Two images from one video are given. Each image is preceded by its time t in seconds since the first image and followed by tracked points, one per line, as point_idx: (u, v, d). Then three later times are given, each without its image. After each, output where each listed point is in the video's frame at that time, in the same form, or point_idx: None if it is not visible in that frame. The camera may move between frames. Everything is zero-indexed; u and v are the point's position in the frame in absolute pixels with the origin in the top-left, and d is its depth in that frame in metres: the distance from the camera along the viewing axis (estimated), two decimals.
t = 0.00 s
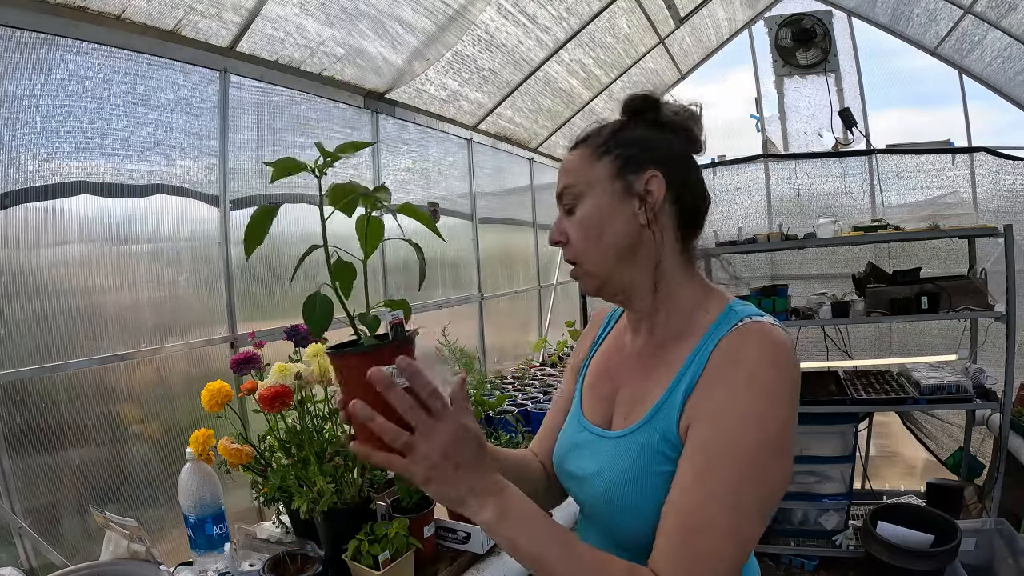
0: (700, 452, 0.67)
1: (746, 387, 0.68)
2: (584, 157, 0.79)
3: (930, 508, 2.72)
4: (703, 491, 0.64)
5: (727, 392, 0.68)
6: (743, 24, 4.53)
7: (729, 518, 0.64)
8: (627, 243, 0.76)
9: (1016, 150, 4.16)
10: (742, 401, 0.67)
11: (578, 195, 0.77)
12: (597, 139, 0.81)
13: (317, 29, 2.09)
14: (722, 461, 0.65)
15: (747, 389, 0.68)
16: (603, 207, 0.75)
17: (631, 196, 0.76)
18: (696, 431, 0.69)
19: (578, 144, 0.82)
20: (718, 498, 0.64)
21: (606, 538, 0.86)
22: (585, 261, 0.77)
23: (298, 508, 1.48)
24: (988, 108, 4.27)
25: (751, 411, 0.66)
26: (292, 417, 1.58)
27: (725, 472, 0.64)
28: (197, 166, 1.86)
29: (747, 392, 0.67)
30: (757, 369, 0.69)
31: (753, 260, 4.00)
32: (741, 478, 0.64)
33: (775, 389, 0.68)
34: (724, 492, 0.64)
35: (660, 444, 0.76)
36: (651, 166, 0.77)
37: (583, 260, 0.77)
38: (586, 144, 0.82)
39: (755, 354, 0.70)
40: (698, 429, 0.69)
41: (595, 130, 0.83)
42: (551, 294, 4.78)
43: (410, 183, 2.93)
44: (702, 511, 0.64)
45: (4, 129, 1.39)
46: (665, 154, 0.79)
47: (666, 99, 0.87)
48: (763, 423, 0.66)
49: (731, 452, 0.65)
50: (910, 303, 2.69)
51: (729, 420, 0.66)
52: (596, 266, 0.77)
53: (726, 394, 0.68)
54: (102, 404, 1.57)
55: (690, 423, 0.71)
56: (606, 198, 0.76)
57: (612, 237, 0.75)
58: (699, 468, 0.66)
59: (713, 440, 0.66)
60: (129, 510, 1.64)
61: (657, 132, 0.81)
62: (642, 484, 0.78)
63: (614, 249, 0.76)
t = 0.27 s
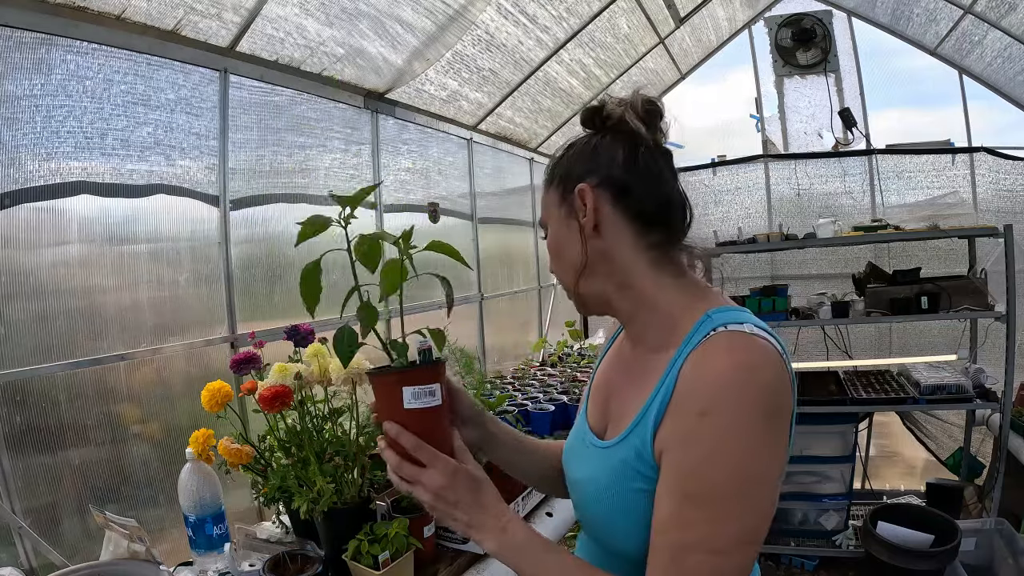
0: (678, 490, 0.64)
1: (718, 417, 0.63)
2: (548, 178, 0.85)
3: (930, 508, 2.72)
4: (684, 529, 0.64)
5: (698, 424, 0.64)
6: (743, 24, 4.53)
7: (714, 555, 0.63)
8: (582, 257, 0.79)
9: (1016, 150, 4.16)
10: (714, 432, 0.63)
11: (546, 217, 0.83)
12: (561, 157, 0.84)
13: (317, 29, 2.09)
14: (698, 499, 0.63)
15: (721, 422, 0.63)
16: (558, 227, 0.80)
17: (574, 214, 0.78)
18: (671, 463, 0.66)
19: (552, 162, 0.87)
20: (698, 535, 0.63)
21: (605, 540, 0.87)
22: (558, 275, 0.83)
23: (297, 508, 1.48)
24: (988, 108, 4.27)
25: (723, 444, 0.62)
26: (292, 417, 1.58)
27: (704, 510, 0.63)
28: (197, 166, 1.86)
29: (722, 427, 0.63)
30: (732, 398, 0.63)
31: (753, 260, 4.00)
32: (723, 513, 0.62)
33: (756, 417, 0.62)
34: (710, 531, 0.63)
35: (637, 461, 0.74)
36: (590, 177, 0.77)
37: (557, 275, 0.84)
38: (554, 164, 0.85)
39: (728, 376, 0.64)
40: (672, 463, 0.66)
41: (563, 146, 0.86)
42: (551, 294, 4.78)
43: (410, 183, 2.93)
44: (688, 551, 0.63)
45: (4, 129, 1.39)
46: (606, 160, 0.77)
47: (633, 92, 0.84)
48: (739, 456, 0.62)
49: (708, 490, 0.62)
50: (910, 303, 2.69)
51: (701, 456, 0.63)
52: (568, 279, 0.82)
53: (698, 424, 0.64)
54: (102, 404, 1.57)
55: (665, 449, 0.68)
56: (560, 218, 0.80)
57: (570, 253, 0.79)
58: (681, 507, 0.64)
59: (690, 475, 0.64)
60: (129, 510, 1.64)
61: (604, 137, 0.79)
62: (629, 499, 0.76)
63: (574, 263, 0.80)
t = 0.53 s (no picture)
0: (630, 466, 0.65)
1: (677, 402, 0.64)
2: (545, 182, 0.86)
3: (930, 508, 2.72)
4: (630, 508, 0.64)
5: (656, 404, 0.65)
6: (743, 23, 4.53)
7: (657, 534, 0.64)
8: (582, 260, 0.80)
9: (1016, 150, 4.16)
10: (675, 417, 0.63)
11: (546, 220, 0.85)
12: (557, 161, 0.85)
13: (318, 29, 2.09)
14: (645, 478, 0.64)
15: (678, 405, 0.64)
16: (557, 231, 0.82)
17: (572, 219, 0.80)
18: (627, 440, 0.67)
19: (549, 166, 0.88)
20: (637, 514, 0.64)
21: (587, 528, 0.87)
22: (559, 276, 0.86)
23: (297, 508, 1.48)
24: (988, 108, 4.27)
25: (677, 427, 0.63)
26: (292, 417, 1.58)
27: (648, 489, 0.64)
28: (197, 166, 1.86)
29: (677, 409, 0.64)
30: (694, 384, 0.64)
31: (753, 260, 4.00)
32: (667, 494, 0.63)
33: (714, 408, 0.63)
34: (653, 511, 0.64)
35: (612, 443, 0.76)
36: (586, 182, 0.78)
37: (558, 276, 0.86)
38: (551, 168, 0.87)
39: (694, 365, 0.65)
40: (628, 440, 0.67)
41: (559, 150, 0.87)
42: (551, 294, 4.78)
43: (410, 183, 2.93)
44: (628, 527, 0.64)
45: (4, 129, 1.39)
46: (601, 164, 0.78)
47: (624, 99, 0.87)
48: (694, 441, 0.63)
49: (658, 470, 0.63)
50: (910, 303, 2.69)
51: (656, 435, 0.64)
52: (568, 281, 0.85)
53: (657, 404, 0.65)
54: (102, 404, 1.57)
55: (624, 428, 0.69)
56: (559, 222, 0.82)
57: (570, 256, 0.81)
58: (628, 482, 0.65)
59: (641, 453, 0.64)
60: (129, 510, 1.64)
61: (598, 142, 0.81)
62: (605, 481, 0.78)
63: (574, 264, 0.82)
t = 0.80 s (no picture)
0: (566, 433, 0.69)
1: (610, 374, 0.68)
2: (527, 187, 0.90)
3: (930, 508, 2.72)
4: (563, 471, 0.68)
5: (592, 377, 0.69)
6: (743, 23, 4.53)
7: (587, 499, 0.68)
8: (559, 262, 0.85)
9: (1016, 150, 4.15)
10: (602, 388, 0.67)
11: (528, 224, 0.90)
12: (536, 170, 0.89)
13: (317, 29, 2.09)
14: (578, 445, 0.68)
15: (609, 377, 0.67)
16: (537, 235, 0.87)
17: (549, 225, 0.84)
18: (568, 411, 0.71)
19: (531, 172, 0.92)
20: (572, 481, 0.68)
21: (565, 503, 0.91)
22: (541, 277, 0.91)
23: (297, 508, 1.48)
24: (988, 108, 4.26)
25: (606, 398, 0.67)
26: (292, 417, 1.58)
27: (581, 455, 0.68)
28: (197, 166, 1.86)
29: (607, 381, 0.67)
30: (623, 359, 0.67)
31: (753, 260, 4.00)
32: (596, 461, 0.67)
33: (641, 383, 0.67)
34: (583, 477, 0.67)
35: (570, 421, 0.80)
36: (560, 190, 0.82)
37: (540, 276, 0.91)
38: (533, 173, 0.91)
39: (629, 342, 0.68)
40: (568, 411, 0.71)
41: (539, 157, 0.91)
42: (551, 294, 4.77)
43: (410, 183, 2.93)
44: (561, 490, 0.69)
45: (4, 129, 1.39)
46: (573, 173, 0.82)
47: (596, 107, 0.89)
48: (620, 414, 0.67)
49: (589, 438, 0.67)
50: (910, 303, 2.69)
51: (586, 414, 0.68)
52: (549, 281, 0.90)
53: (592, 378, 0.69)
54: (102, 404, 1.57)
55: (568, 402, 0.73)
56: (538, 227, 0.86)
57: (549, 259, 0.86)
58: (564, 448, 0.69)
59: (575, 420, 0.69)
60: (129, 510, 1.64)
61: (573, 150, 0.84)
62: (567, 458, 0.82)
63: (553, 266, 0.86)
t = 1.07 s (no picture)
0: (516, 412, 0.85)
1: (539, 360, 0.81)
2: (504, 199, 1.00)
3: (930, 508, 2.72)
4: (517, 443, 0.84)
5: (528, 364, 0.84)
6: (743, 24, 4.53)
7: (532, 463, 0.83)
8: (533, 265, 0.95)
9: (1016, 150, 4.15)
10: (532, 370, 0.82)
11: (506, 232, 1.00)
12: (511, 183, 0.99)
13: (318, 29, 2.09)
14: (523, 420, 0.84)
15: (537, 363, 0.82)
16: (512, 242, 0.97)
17: (524, 233, 0.94)
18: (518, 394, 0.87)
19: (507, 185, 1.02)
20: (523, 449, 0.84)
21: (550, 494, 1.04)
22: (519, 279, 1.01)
23: (298, 508, 1.48)
24: (988, 108, 4.26)
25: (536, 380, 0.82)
26: (292, 417, 1.58)
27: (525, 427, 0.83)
28: (197, 166, 1.86)
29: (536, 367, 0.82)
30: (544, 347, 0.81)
31: (753, 260, 4.00)
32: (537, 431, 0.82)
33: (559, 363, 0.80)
34: (528, 445, 0.83)
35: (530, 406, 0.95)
36: (532, 202, 0.92)
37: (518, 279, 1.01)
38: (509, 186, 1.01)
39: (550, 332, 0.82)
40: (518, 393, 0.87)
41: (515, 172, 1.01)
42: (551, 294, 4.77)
43: (410, 183, 2.93)
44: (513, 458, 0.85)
45: (4, 129, 1.39)
46: (543, 186, 0.92)
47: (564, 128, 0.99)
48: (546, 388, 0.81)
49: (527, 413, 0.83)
50: (910, 303, 2.69)
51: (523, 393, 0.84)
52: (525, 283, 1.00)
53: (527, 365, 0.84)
54: (102, 404, 1.57)
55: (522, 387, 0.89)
56: (513, 235, 0.96)
57: (524, 262, 0.96)
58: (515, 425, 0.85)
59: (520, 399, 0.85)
60: (129, 510, 1.64)
61: (542, 166, 0.94)
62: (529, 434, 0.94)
63: (528, 269, 0.96)
